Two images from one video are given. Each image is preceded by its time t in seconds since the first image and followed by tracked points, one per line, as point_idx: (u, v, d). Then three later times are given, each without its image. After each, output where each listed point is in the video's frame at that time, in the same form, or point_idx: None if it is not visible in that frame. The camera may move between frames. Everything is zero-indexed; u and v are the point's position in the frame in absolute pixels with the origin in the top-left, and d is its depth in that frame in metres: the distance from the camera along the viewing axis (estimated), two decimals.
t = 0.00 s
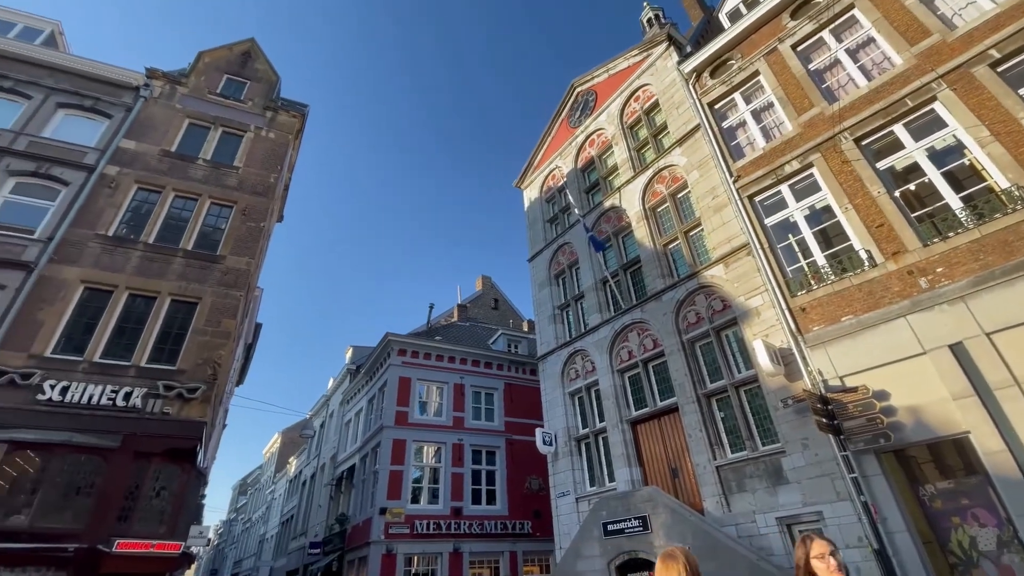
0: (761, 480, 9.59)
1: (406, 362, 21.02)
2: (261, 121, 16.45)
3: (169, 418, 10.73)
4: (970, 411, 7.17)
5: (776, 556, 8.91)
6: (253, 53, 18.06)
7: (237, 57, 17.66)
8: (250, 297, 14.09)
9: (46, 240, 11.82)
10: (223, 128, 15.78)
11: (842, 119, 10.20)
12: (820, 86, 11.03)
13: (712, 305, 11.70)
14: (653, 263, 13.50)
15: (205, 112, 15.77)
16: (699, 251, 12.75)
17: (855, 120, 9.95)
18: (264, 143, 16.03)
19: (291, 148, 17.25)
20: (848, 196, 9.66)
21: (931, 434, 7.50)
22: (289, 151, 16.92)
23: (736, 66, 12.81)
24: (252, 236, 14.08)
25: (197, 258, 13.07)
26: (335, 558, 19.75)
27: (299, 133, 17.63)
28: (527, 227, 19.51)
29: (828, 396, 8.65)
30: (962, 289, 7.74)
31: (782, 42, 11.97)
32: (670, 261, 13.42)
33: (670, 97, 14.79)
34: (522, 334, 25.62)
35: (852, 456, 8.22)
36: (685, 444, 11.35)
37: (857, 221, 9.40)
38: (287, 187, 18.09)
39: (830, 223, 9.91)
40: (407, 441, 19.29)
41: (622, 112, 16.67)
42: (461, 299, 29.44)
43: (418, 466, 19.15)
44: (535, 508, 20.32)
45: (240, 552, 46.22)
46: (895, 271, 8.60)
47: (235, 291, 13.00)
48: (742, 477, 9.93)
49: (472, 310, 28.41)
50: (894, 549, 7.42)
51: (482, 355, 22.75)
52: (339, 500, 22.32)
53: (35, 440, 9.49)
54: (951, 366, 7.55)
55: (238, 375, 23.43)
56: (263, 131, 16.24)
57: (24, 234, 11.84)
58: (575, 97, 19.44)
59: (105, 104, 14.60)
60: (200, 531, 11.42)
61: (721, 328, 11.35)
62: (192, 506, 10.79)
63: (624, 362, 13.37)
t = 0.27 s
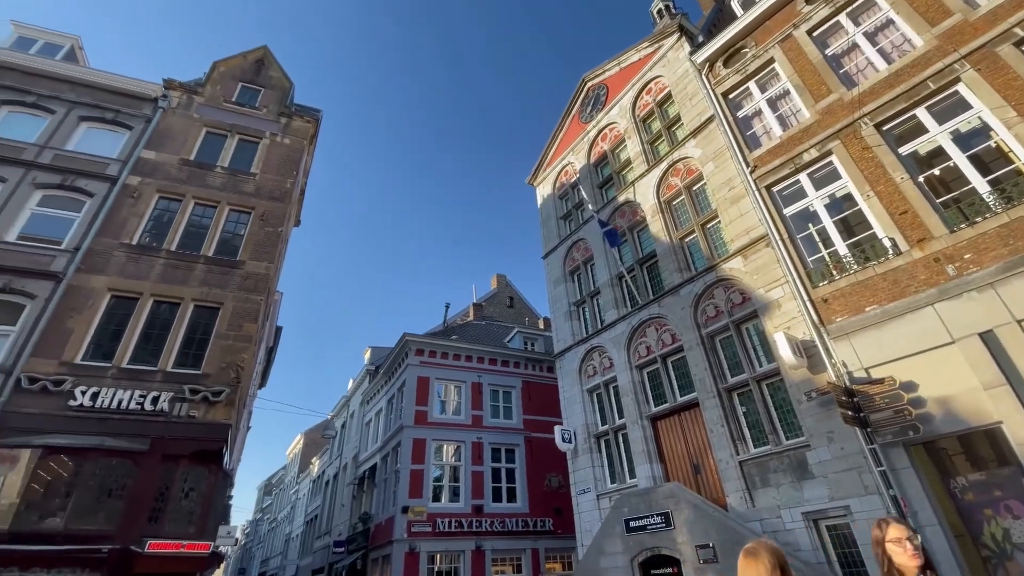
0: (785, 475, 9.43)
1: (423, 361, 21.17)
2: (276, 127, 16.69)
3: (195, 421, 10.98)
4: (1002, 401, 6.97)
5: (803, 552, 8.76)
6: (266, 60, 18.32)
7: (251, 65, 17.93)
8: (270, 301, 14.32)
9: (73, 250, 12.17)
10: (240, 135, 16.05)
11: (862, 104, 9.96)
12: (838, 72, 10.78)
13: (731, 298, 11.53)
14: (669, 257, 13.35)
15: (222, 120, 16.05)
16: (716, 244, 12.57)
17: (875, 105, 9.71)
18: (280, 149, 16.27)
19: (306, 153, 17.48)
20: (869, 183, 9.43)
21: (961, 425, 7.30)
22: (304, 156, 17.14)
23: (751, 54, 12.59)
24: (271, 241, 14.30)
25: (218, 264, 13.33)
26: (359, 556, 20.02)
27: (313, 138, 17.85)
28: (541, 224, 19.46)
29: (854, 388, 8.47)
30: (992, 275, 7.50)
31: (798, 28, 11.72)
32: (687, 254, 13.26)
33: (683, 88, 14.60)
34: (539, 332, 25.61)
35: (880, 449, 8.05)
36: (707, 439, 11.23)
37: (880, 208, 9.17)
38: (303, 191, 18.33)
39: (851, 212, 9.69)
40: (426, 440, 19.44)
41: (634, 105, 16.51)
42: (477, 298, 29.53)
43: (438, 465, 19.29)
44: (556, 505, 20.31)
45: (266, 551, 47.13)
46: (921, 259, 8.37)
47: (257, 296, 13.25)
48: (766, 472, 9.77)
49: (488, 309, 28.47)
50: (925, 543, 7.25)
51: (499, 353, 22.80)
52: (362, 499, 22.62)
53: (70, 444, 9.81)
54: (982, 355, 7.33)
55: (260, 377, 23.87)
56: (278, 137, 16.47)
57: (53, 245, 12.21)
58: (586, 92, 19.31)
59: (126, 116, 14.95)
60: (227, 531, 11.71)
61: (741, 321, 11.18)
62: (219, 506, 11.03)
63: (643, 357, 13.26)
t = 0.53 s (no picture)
0: (809, 468, 9.28)
1: (440, 359, 21.30)
2: (290, 131, 16.90)
3: (220, 422, 11.22)
4: None
5: (829, 545, 8.63)
6: (278, 66, 18.54)
7: (263, 70, 18.16)
8: (288, 303, 14.54)
9: (98, 258, 12.49)
10: (255, 140, 16.28)
11: (881, 87, 9.71)
12: (856, 55, 10.52)
13: (749, 290, 11.36)
14: (685, 249, 13.20)
15: (237, 126, 16.30)
16: (733, 235, 12.39)
17: (895, 88, 9.46)
18: (294, 153, 16.47)
19: (320, 156, 17.66)
20: (890, 168, 9.20)
21: (991, 414, 7.10)
22: (318, 159, 17.33)
23: (765, 40, 12.35)
24: (288, 244, 14.51)
25: (237, 267, 13.56)
26: (382, 552, 20.29)
27: (327, 140, 18.03)
28: (554, 220, 19.39)
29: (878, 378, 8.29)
30: (1022, 259, 7.26)
31: (813, 11, 11.46)
32: (703, 246, 13.09)
33: (695, 78, 14.40)
34: (554, 328, 25.56)
35: (907, 440, 7.87)
36: (727, 432, 11.11)
37: (902, 194, 8.93)
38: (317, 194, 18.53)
39: (872, 198, 9.46)
40: (445, 437, 19.58)
41: (646, 97, 16.34)
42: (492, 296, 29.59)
43: (457, 462, 19.42)
44: (575, 501, 20.31)
45: (292, 549, 48.01)
46: (947, 244, 8.14)
47: (276, 298, 13.45)
48: (789, 465, 9.63)
49: (503, 306, 28.52)
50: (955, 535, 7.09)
51: (515, 350, 22.83)
52: (383, 496, 22.89)
53: (101, 446, 10.11)
54: (1012, 342, 7.12)
55: (281, 378, 24.28)
56: (292, 141, 16.67)
57: (79, 253, 12.55)
58: (596, 85, 19.15)
59: (144, 125, 15.26)
60: (254, 529, 11.97)
61: (761, 313, 11.02)
62: (245, 505, 11.27)
63: (660, 351, 13.15)
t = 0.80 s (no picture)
0: (831, 458, 9.15)
1: (456, 355, 21.42)
2: (303, 132, 17.05)
3: (243, 420, 11.44)
4: None
5: (853, 536, 8.52)
6: (289, 67, 18.70)
7: (275, 72, 18.33)
8: (306, 302, 14.73)
9: (121, 262, 12.79)
10: (268, 142, 16.46)
11: (901, 68, 9.46)
12: (874, 36, 10.25)
13: (767, 279, 11.19)
14: (701, 240, 13.04)
15: (251, 128, 16.50)
16: (750, 224, 12.21)
17: (915, 69, 9.20)
18: (307, 153, 16.62)
19: (333, 155, 17.80)
20: (912, 151, 8.97)
21: (1020, 401, 6.92)
22: (331, 159, 17.46)
23: (779, 23, 12.10)
24: (304, 244, 14.68)
25: (255, 268, 13.77)
26: (403, 546, 20.56)
27: (339, 140, 18.16)
28: (567, 213, 19.30)
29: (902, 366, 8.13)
30: None
31: None
32: (719, 236, 12.93)
33: (708, 65, 14.17)
34: (569, 321, 25.51)
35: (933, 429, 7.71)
36: (747, 424, 11.00)
37: (925, 177, 8.70)
38: (331, 193, 18.69)
39: (893, 182, 9.24)
40: (463, 432, 19.72)
41: (658, 86, 16.14)
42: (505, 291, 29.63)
43: (475, 456, 19.56)
44: (594, 494, 20.32)
45: (315, 543, 48.91)
46: (972, 228, 7.92)
47: (294, 297, 13.64)
48: (811, 455, 9.51)
49: (517, 301, 28.54)
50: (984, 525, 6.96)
51: (530, 345, 22.85)
52: (403, 491, 23.17)
53: (129, 446, 10.40)
54: None
55: (300, 376, 24.66)
56: (305, 142, 16.82)
57: (102, 258, 12.86)
58: (606, 75, 18.96)
59: (161, 130, 15.53)
60: (278, 524, 12.20)
61: (779, 302, 10.85)
62: (269, 501, 11.50)
63: (677, 343, 13.05)
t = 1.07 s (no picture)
0: (852, 447, 9.04)
1: (470, 349, 21.52)
2: (314, 130, 17.16)
3: (263, 415, 11.66)
4: None
5: (875, 525, 8.42)
6: (299, 65, 18.79)
7: (285, 70, 18.44)
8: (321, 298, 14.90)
9: (141, 262, 13.05)
10: (281, 141, 16.61)
11: (921, 47, 9.19)
12: (893, 14, 9.97)
13: (784, 267, 11.02)
14: (716, 228, 12.88)
15: (263, 127, 16.65)
16: (766, 211, 12.01)
17: (936, 47, 8.94)
18: (319, 151, 16.74)
19: (344, 152, 17.89)
20: (933, 132, 8.73)
21: None
22: (342, 155, 17.56)
23: (793, 4, 11.82)
24: (319, 241, 14.83)
25: (271, 266, 13.96)
26: (423, 537, 20.85)
27: (349, 137, 18.24)
28: (578, 204, 19.19)
29: (925, 352, 7.97)
30: None
31: None
32: (734, 224, 12.75)
33: (720, 49, 13.92)
34: (583, 313, 25.45)
35: (957, 417, 7.57)
36: (765, 413, 10.90)
37: (947, 158, 8.47)
38: (344, 190, 18.82)
39: (914, 165, 9.01)
40: (479, 424, 19.86)
41: (669, 73, 15.90)
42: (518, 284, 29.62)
43: (491, 448, 19.69)
44: (611, 485, 20.34)
45: (336, 534, 49.87)
46: (997, 210, 7.71)
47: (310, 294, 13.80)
48: (831, 444, 9.39)
49: (529, 293, 28.53)
50: (1011, 513, 6.83)
51: (544, 337, 22.86)
52: (421, 483, 23.45)
53: (154, 441, 10.67)
54: None
55: (318, 372, 25.01)
56: (317, 140, 16.93)
57: (123, 259, 13.14)
58: (616, 63, 18.74)
59: (175, 131, 15.74)
60: (300, 516, 12.47)
61: (797, 290, 10.69)
62: (291, 494, 11.74)
63: (693, 333, 12.94)
